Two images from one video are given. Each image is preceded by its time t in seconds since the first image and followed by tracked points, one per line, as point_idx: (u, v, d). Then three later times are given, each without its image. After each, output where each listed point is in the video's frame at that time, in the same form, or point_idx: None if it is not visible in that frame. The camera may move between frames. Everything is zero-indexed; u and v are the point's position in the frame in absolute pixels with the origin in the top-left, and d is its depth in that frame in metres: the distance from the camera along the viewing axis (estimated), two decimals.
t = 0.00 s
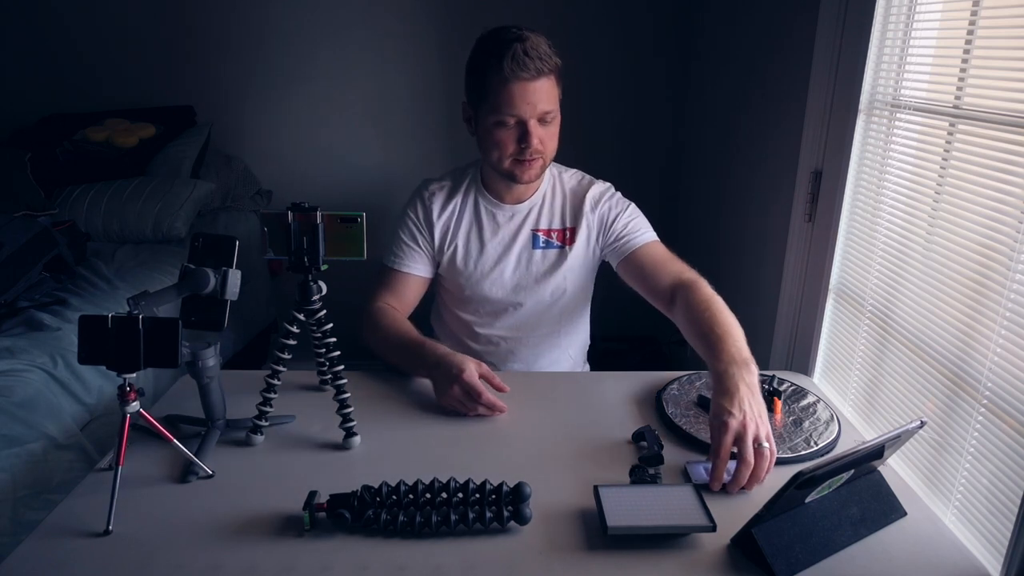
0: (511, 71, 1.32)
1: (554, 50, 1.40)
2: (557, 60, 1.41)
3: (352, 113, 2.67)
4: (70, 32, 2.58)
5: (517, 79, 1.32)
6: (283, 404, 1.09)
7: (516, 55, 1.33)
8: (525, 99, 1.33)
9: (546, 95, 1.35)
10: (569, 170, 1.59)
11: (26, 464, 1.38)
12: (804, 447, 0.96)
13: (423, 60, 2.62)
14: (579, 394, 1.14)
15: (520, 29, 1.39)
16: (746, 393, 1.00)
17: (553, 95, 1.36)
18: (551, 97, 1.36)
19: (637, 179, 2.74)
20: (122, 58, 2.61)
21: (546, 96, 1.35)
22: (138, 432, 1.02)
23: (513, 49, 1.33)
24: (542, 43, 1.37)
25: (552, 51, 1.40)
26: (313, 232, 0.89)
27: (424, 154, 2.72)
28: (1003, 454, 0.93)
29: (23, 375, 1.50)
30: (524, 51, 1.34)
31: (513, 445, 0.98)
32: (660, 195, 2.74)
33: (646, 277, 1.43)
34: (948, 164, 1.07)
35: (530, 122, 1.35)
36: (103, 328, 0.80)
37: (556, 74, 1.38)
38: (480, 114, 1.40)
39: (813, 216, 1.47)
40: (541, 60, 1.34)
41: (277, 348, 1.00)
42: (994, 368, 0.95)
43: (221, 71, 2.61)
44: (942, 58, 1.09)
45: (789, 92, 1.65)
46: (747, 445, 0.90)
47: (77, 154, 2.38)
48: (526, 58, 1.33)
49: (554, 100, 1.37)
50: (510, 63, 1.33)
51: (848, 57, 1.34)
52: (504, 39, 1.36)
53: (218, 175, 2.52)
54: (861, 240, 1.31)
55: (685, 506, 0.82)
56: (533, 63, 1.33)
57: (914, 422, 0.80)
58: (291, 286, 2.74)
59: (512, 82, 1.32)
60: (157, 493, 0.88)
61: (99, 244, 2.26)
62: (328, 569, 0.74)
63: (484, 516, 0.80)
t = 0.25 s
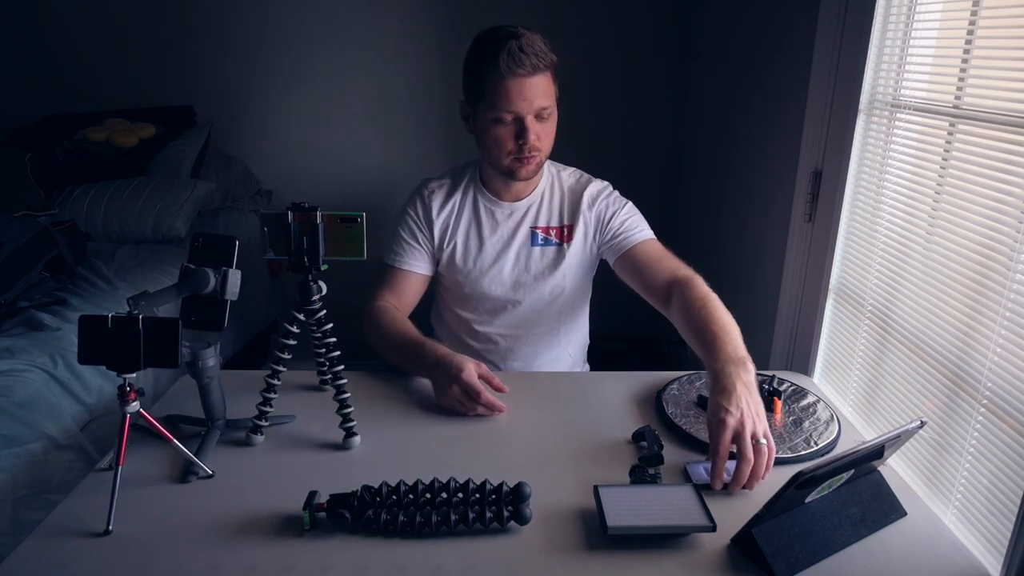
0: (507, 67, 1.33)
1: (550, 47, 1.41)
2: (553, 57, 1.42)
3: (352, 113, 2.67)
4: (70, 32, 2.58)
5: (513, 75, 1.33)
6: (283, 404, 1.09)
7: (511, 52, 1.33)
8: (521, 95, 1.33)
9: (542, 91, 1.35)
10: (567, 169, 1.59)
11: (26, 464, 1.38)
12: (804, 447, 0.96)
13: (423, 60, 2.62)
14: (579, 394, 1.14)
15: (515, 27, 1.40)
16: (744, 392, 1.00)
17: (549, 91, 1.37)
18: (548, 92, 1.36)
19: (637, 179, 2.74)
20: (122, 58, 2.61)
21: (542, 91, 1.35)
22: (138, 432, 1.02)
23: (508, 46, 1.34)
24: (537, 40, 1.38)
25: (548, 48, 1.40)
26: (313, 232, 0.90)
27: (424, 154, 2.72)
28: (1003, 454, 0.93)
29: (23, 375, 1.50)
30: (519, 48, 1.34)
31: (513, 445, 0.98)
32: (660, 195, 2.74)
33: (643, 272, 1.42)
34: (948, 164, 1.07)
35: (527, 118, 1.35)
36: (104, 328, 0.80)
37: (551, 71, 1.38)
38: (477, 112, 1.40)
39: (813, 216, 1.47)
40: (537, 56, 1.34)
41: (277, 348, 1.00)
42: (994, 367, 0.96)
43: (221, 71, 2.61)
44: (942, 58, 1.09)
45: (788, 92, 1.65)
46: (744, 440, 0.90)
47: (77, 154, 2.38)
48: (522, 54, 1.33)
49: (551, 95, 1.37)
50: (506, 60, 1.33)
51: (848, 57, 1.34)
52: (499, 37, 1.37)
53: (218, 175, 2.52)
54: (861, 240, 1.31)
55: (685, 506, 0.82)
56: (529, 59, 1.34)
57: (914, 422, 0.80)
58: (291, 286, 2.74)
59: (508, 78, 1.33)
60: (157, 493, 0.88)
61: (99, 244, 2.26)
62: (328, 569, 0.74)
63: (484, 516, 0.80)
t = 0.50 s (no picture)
0: (505, 65, 1.33)
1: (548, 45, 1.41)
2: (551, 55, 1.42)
3: (352, 113, 2.67)
4: (70, 32, 2.58)
5: (512, 73, 1.33)
6: (283, 404, 1.09)
7: (509, 50, 1.34)
8: (519, 93, 1.33)
9: (541, 88, 1.35)
10: (567, 169, 1.60)
11: (26, 464, 1.38)
12: (804, 446, 0.96)
13: (423, 60, 2.62)
14: (579, 394, 1.14)
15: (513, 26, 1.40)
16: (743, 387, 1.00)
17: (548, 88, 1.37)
18: (546, 90, 1.36)
19: (637, 179, 2.74)
20: (122, 58, 2.61)
21: (541, 88, 1.35)
22: (138, 432, 1.02)
23: (506, 44, 1.34)
24: (534, 38, 1.38)
25: (545, 46, 1.41)
26: (313, 232, 0.90)
27: (424, 154, 2.73)
28: (1003, 454, 0.93)
29: (23, 375, 1.50)
30: (517, 46, 1.35)
31: (513, 445, 0.98)
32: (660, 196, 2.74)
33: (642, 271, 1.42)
34: (949, 164, 1.07)
35: (526, 116, 1.35)
36: (103, 328, 0.80)
37: (549, 68, 1.39)
38: (477, 111, 1.41)
39: (813, 216, 1.47)
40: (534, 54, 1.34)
41: (277, 348, 1.00)
42: (994, 367, 0.95)
43: (221, 71, 2.61)
44: (942, 58, 1.09)
45: (788, 92, 1.65)
46: (741, 435, 0.90)
47: (78, 154, 2.38)
48: (519, 52, 1.34)
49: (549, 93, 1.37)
50: (504, 58, 1.33)
51: (848, 57, 1.34)
52: (497, 35, 1.37)
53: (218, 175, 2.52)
54: (861, 240, 1.31)
55: (686, 506, 0.82)
56: (526, 56, 1.34)
57: (914, 421, 0.80)
58: (291, 286, 2.74)
59: (506, 76, 1.33)
60: (157, 493, 0.88)
61: (99, 244, 2.26)
62: (328, 569, 0.74)
63: (484, 516, 0.80)
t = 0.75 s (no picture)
0: (507, 65, 1.34)
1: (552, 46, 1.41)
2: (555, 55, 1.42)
3: (352, 113, 2.67)
4: (70, 32, 2.58)
5: (514, 73, 1.33)
6: (283, 404, 1.09)
7: (511, 51, 1.34)
8: (521, 92, 1.33)
9: (543, 88, 1.35)
10: (570, 169, 1.60)
11: (26, 464, 1.38)
12: (804, 447, 0.96)
13: (423, 60, 2.62)
14: (579, 394, 1.14)
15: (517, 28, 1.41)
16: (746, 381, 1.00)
17: (551, 88, 1.37)
18: (549, 90, 1.36)
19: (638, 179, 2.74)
20: (122, 58, 2.61)
21: (543, 88, 1.35)
22: (138, 432, 1.02)
23: (508, 44, 1.35)
24: (537, 39, 1.39)
25: (548, 47, 1.41)
26: (313, 232, 0.90)
27: (425, 154, 2.73)
28: (1003, 454, 0.93)
29: (23, 375, 1.50)
30: (519, 46, 1.35)
31: (512, 445, 0.98)
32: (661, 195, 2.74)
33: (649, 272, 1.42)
34: (948, 164, 1.07)
35: (529, 116, 1.35)
36: (103, 328, 0.80)
37: (552, 69, 1.39)
38: (480, 112, 1.41)
39: (813, 216, 1.47)
40: (537, 55, 1.35)
41: (277, 348, 1.00)
42: (994, 367, 0.95)
43: (222, 71, 2.61)
44: (942, 58, 1.09)
45: (788, 93, 1.65)
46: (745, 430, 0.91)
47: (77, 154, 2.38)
48: (522, 52, 1.34)
49: (552, 93, 1.37)
50: (506, 58, 1.34)
51: (848, 57, 1.34)
52: (500, 36, 1.38)
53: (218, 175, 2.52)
54: (861, 240, 1.31)
55: (686, 506, 0.82)
56: (529, 57, 1.34)
57: (914, 421, 0.80)
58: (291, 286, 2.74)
59: (509, 76, 1.33)
60: (157, 493, 0.88)
61: (99, 244, 2.26)
62: (328, 569, 0.74)
63: (484, 516, 0.80)
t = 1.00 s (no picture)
0: (504, 58, 1.34)
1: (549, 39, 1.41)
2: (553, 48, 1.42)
3: (352, 113, 2.67)
4: (71, 32, 2.57)
5: (511, 65, 1.34)
6: (283, 404, 1.09)
7: (509, 42, 1.34)
8: (518, 86, 1.34)
9: (540, 81, 1.35)
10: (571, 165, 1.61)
11: (26, 463, 1.38)
12: (804, 447, 0.96)
13: (423, 60, 2.62)
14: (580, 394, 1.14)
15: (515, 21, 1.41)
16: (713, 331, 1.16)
17: (548, 81, 1.37)
18: (546, 83, 1.36)
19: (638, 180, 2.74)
20: (122, 58, 2.61)
21: (539, 81, 1.35)
22: (137, 432, 1.02)
23: (505, 37, 1.35)
24: (535, 33, 1.39)
25: (546, 40, 1.41)
26: (313, 232, 0.90)
27: (424, 154, 2.73)
28: (1003, 454, 0.93)
29: (23, 374, 1.50)
30: (516, 38, 1.35)
31: (512, 445, 0.98)
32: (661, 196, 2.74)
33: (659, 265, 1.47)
34: (948, 164, 1.07)
35: (527, 109, 1.35)
36: (103, 328, 0.80)
37: (549, 61, 1.39)
38: (478, 105, 1.41)
39: (813, 216, 1.47)
40: (533, 45, 1.35)
41: (276, 348, 1.00)
42: (994, 367, 0.95)
43: (222, 71, 2.61)
44: (943, 58, 1.09)
45: (788, 93, 1.65)
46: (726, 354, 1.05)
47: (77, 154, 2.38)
48: (519, 45, 1.34)
49: (550, 86, 1.37)
50: (503, 50, 1.34)
51: (848, 57, 1.34)
52: (498, 30, 1.38)
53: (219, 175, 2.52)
54: (861, 240, 1.31)
55: (686, 506, 0.82)
56: (526, 49, 1.34)
57: (914, 422, 0.80)
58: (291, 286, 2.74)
59: (506, 68, 1.34)
60: (157, 493, 0.88)
61: (99, 244, 2.26)
62: (328, 570, 0.74)
63: (484, 516, 0.80)
